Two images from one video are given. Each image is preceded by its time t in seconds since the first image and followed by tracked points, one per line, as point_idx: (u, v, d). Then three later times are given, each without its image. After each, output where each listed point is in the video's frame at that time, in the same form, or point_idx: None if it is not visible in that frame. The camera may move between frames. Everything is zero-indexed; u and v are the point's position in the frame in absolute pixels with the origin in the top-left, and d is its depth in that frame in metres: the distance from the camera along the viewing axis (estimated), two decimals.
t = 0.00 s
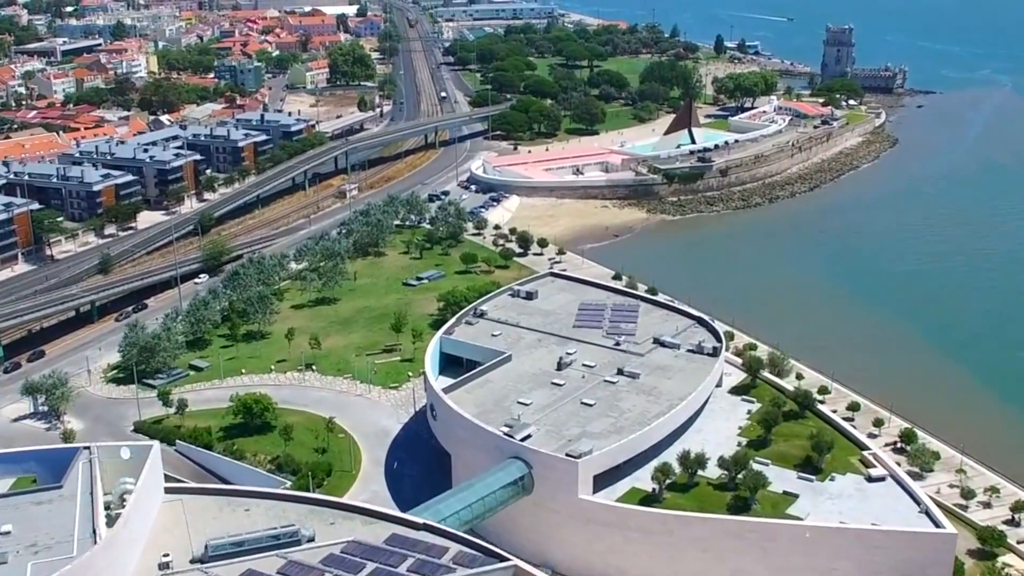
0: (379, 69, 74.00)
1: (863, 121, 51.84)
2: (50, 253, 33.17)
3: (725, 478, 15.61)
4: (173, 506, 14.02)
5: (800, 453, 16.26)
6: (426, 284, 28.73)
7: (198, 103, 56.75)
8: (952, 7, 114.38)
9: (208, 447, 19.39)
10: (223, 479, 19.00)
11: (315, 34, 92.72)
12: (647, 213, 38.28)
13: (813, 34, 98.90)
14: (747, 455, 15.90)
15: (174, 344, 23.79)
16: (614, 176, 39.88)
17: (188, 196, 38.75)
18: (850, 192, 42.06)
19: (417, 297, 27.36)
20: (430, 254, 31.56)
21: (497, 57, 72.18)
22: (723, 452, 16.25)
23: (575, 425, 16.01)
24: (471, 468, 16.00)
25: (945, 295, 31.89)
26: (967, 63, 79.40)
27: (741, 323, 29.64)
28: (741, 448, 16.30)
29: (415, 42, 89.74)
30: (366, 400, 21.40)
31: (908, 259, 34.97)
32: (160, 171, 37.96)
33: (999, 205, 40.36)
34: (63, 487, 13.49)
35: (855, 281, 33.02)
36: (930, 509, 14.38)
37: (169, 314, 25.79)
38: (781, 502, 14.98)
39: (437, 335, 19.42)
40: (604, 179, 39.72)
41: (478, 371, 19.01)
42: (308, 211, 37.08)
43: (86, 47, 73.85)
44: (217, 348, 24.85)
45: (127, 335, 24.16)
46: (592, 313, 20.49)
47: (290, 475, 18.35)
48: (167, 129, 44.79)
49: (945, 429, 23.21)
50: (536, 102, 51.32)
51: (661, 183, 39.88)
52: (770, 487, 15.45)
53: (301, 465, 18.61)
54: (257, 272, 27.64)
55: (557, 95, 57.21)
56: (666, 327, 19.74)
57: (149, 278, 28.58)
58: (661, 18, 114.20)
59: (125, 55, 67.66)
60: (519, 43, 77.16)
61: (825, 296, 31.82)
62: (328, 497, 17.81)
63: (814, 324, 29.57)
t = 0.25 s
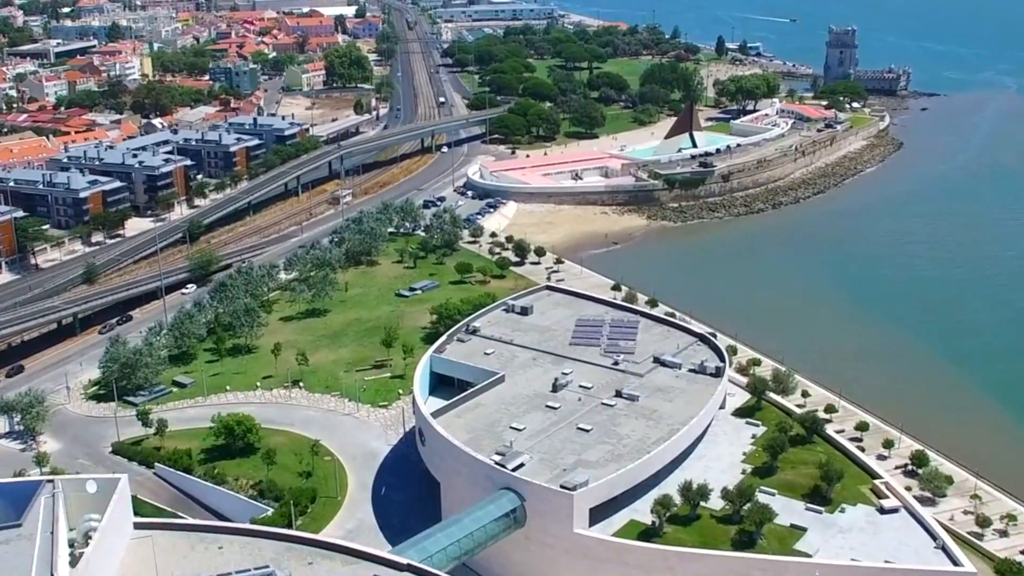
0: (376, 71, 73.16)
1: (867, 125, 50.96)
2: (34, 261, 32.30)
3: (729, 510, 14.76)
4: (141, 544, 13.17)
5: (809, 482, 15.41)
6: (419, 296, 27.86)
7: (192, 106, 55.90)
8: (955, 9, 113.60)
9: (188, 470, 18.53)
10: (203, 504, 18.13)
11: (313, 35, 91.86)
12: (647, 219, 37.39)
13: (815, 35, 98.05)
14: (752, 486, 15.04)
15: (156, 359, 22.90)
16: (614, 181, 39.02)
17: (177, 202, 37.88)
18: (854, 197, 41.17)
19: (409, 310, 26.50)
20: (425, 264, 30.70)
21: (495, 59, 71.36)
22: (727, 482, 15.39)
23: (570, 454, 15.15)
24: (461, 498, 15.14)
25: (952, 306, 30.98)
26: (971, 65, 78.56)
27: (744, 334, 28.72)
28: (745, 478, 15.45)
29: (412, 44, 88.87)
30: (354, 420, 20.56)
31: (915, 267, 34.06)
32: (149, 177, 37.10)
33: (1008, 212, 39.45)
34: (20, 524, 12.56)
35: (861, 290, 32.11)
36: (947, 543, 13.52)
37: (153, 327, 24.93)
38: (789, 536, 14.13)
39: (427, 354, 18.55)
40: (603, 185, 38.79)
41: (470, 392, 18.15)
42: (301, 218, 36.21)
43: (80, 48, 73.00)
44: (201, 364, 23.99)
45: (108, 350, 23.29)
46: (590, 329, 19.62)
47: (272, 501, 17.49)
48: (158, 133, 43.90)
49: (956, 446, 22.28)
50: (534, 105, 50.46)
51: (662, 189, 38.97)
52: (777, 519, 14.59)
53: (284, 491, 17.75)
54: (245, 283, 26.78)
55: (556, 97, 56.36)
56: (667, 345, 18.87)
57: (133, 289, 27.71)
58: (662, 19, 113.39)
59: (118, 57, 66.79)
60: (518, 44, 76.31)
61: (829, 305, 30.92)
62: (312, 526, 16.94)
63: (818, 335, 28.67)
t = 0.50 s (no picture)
0: (375, 73, 72.34)
1: (872, 128, 50.08)
2: (17, 271, 31.43)
3: (733, 546, 13.90)
4: None
5: (817, 514, 14.58)
6: (413, 307, 26.99)
7: (185, 109, 55.07)
8: (959, 9, 112.76)
9: (166, 496, 17.68)
10: (181, 533, 17.29)
11: (310, 36, 91.03)
12: (648, 226, 36.51)
13: (818, 36, 97.23)
14: (757, 520, 14.22)
15: (137, 377, 22.03)
16: (614, 187, 38.17)
17: (167, 208, 37.03)
18: (859, 203, 40.29)
19: (401, 322, 25.64)
20: (418, 273, 29.83)
21: (495, 61, 70.54)
22: (730, 517, 14.55)
23: (565, 484, 14.30)
24: (448, 533, 14.27)
25: (960, 313, 30.09)
26: (975, 66, 77.72)
27: (745, 344, 27.85)
28: (750, 512, 14.61)
29: (411, 45, 88.04)
30: (341, 442, 19.70)
31: (922, 274, 33.17)
32: (138, 183, 36.24)
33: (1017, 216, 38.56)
34: None
35: (866, 298, 31.24)
36: None
37: (136, 341, 24.06)
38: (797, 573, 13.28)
39: (416, 375, 17.70)
40: (603, 191, 37.80)
41: (461, 415, 17.29)
42: (293, 226, 35.34)
43: (74, 50, 72.19)
44: (185, 380, 23.13)
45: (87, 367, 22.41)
46: (587, 348, 18.74)
47: (253, 529, 16.65)
48: (149, 137, 43.04)
49: (967, 463, 21.38)
50: (533, 108, 49.60)
51: (663, 195, 38.03)
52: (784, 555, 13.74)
53: (266, 519, 16.90)
54: (232, 295, 25.92)
55: (555, 100, 55.45)
56: (668, 365, 18.00)
57: (117, 301, 26.84)
58: (663, 20, 112.56)
59: (112, 59, 65.96)
60: (517, 45, 75.50)
61: (833, 314, 30.05)
62: (294, 558, 16.04)
63: (822, 345, 27.79)
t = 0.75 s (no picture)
0: (372, 74, 71.58)
1: (876, 131, 49.28)
2: None
3: None
4: None
5: (826, 549, 13.84)
6: (405, 318, 26.17)
7: (179, 112, 54.28)
8: (961, 9, 112.04)
9: (142, 523, 16.87)
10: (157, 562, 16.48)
11: (308, 37, 90.28)
12: (648, 233, 35.67)
13: (820, 37, 96.53)
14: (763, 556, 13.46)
15: (116, 394, 21.21)
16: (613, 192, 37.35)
17: (156, 215, 36.19)
18: (864, 208, 39.46)
19: (392, 335, 24.84)
20: (411, 283, 29.01)
21: (493, 63, 69.74)
22: (735, 552, 13.79)
23: (559, 517, 13.48)
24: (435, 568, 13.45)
25: (967, 322, 29.28)
26: (979, 68, 76.97)
27: (746, 354, 27.05)
28: (756, 547, 13.85)
29: (409, 46, 87.28)
30: (327, 464, 18.90)
31: (928, 281, 32.35)
32: (126, 189, 35.44)
33: None
34: None
35: (870, 306, 30.44)
36: None
37: (117, 355, 23.26)
38: None
39: (404, 396, 16.89)
40: (602, 196, 36.96)
41: (452, 439, 16.47)
42: (284, 233, 34.51)
43: (68, 51, 71.45)
44: (166, 397, 22.32)
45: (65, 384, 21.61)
46: (583, 367, 17.92)
47: (232, 560, 15.83)
48: (139, 141, 42.20)
49: (977, 481, 20.57)
50: (531, 111, 48.77)
51: (663, 201, 37.15)
52: None
53: (246, 548, 16.07)
54: (217, 307, 25.12)
55: (553, 103, 54.60)
56: (668, 386, 17.18)
57: (100, 313, 26.03)
58: (663, 21, 111.85)
59: (106, 61, 65.16)
60: (516, 47, 74.76)
61: (837, 323, 29.25)
62: None
63: (825, 355, 26.99)
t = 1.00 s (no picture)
0: (369, 76, 70.71)
1: (880, 134, 48.38)
2: None
3: None
4: None
5: None
6: (397, 331, 25.28)
7: (172, 115, 53.41)
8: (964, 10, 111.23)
9: (113, 555, 16.00)
10: None
11: (305, 38, 89.45)
12: (648, 240, 34.77)
13: (822, 39, 95.68)
14: None
15: (94, 414, 20.33)
16: (613, 198, 36.47)
17: (145, 222, 35.33)
18: (869, 215, 38.55)
19: (383, 350, 23.97)
20: (404, 294, 28.12)
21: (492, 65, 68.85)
22: None
23: (551, 558, 12.61)
24: None
25: (975, 334, 28.42)
26: (984, 70, 76.10)
27: (746, 366, 26.20)
28: None
29: (407, 47, 86.43)
30: (311, 489, 18.02)
31: (934, 291, 31.48)
32: (113, 195, 34.57)
33: None
34: None
35: (874, 316, 29.57)
36: None
37: (96, 372, 22.38)
38: None
39: (391, 421, 16.01)
40: (601, 203, 36.07)
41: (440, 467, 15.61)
42: (275, 240, 33.63)
43: (62, 53, 70.60)
44: (147, 415, 21.45)
45: (40, 403, 20.73)
46: (579, 389, 17.04)
47: None
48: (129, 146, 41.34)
49: (989, 502, 19.72)
50: (529, 114, 47.88)
51: (664, 207, 36.25)
52: None
53: None
54: (202, 321, 24.24)
55: (552, 105, 53.72)
56: (669, 410, 16.31)
57: (82, 326, 25.15)
58: (664, 22, 111.01)
59: (99, 62, 64.28)
60: (515, 48, 73.90)
61: (841, 333, 28.39)
62: None
63: (827, 367, 26.15)
